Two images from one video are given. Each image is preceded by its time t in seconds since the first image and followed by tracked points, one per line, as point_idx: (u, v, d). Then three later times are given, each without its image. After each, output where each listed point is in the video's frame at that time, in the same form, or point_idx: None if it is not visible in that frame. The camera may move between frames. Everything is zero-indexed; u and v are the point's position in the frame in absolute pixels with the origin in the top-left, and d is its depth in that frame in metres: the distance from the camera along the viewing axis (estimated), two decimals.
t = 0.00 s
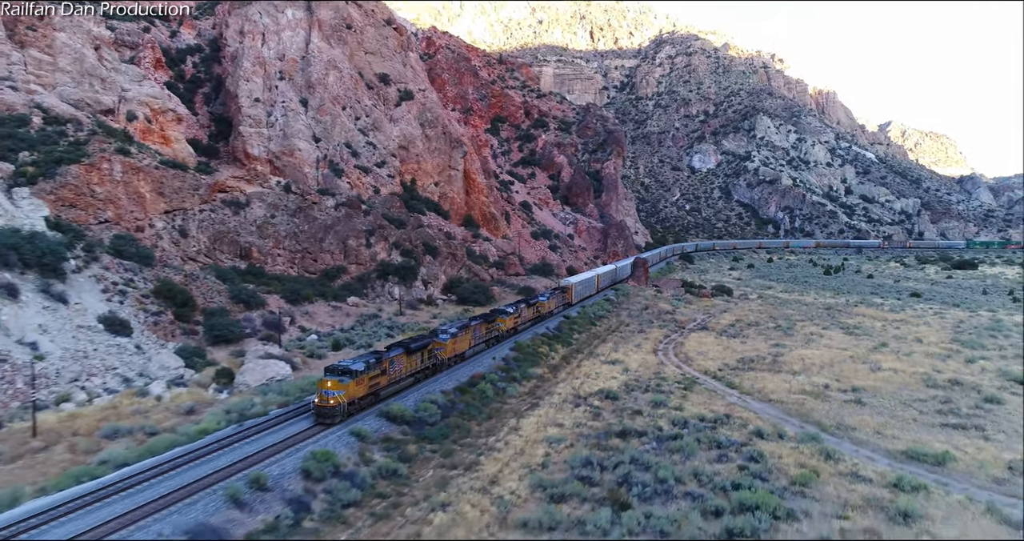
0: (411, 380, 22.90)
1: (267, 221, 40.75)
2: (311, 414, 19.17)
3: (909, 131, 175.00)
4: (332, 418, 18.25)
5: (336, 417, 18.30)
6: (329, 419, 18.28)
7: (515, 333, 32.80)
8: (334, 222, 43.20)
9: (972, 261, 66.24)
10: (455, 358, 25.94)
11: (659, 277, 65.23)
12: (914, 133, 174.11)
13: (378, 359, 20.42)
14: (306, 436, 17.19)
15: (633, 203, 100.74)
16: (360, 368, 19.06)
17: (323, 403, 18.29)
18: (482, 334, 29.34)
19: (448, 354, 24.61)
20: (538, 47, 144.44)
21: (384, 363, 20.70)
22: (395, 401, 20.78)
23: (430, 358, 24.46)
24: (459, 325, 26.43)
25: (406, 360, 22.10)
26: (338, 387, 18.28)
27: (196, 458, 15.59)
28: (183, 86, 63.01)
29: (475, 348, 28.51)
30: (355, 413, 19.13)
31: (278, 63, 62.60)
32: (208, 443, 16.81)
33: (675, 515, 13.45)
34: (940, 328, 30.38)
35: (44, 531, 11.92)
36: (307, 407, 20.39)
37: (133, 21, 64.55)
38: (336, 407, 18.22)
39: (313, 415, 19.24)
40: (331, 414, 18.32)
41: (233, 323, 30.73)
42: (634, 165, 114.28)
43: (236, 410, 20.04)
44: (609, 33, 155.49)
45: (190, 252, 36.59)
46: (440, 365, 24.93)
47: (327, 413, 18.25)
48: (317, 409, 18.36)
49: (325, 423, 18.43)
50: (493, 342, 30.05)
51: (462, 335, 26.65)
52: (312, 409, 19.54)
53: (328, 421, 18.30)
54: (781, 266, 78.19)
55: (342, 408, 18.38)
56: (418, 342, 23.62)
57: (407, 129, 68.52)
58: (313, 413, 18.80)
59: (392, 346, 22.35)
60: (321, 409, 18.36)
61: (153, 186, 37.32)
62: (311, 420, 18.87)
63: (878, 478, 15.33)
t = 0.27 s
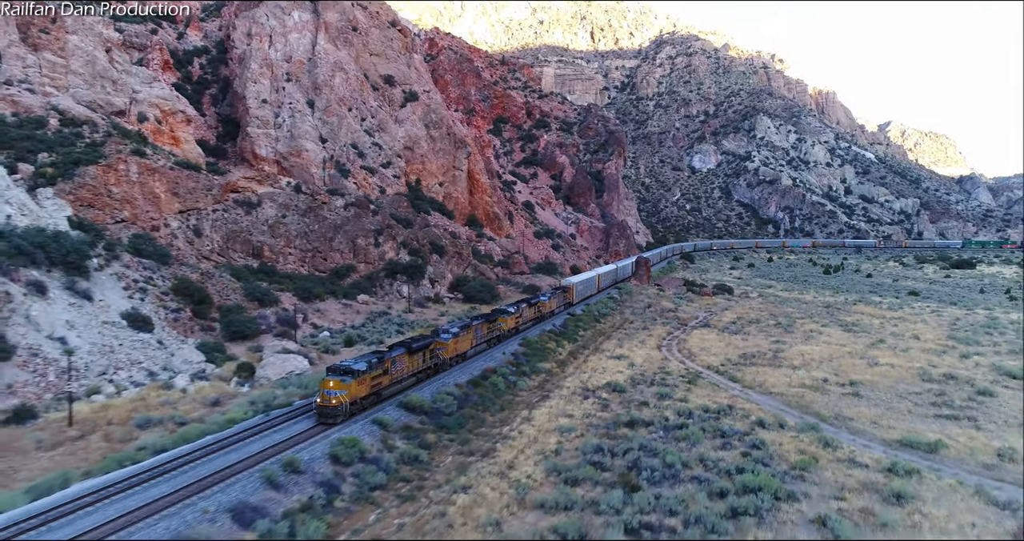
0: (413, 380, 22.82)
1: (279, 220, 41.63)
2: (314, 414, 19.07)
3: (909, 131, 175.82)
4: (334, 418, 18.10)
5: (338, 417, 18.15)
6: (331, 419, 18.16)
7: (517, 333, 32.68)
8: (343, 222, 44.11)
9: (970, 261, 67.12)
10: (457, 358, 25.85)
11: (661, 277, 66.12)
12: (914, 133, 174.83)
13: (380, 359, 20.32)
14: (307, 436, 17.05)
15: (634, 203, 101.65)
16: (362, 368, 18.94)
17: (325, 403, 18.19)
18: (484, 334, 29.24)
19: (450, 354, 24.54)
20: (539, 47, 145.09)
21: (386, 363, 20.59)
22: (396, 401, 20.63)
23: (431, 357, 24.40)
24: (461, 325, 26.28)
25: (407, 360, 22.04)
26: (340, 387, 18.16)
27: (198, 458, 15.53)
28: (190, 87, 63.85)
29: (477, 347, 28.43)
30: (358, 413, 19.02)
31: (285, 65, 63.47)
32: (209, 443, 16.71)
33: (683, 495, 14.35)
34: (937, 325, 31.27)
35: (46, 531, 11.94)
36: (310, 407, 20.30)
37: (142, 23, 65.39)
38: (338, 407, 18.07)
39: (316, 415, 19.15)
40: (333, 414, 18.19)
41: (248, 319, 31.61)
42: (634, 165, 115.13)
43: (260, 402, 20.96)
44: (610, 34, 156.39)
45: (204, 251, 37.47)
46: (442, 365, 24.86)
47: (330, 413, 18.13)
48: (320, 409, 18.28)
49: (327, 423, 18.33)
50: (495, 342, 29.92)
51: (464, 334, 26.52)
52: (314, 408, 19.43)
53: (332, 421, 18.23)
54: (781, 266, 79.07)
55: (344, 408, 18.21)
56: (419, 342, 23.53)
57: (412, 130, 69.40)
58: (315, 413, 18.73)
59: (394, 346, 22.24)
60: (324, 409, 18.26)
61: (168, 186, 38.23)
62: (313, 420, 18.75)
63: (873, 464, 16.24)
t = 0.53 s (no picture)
0: (415, 380, 22.96)
1: (289, 221, 42.52)
2: (316, 414, 19.33)
3: (908, 131, 176.68)
4: (336, 418, 18.36)
5: (339, 417, 18.40)
6: (333, 419, 18.41)
7: (518, 333, 32.81)
8: (352, 222, 45.04)
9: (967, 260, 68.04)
10: (458, 358, 25.96)
11: (663, 276, 67.05)
12: (913, 133, 175.71)
13: (382, 359, 20.55)
14: (307, 439, 17.00)
15: (635, 203, 102.57)
16: (364, 368, 19.20)
17: (327, 403, 18.45)
18: (485, 334, 29.35)
19: (451, 355, 24.66)
20: (539, 48, 145.80)
21: (387, 363, 20.78)
22: (398, 401, 20.85)
23: (433, 358, 24.55)
24: (462, 324, 26.42)
25: (409, 360, 22.20)
26: (342, 388, 18.44)
27: (197, 459, 15.54)
28: (197, 89, 64.74)
29: (478, 348, 28.55)
30: (359, 413, 19.25)
31: (291, 67, 64.36)
32: (208, 443, 16.69)
33: (689, 479, 15.29)
34: (933, 322, 32.17)
35: (47, 532, 12.05)
36: (313, 406, 20.58)
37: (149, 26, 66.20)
38: (339, 407, 18.33)
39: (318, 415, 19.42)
40: (335, 414, 18.44)
41: (263, 317, 32.52)
42: (635, 166, 116.00)
43: (282, 395, 21.87)
44: (610, 35, 157.39)
45: (217, 250, 38.35)
46: (443, 365, 25.02)
47: (331, 413, 18.39)
48: (322, 409, 18.54)
49: (329, 423, 18.60)
50: (497, 342, 30.02)
51: (465, 334, 26.66)
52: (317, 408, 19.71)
53: (332, 421, 18.46)
54: (781, 266, 79.96)
55: (346, 408, 18.48)
56: (421, 342, 23.69)
57: (417, 131, 70.27)
58: (317, 413, 18.96)
59: (395, 346, 22.45)
60: (326, 409, 18.54)
61: (183, 187, 39.13)
62: (315, 421, 19.01)
63: (869, 451, 17.04)
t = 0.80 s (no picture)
0: (416, 380, 22.86)
1: (300, 220, 43.40)
2: (318, 414, 19.31)
3: (908, 131, 177.58)
4: (338, 417, 18.32)
5: (341, 416, 18.37)
6: (335, 418, 18.39)
7: (520, 333, 32.66)
8: (361, 222, 45.95)
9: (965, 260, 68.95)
10: (460, 358, 25.85)
11: (664, 275, 67.97)
12: (913, 133, 176.62)
13: (384, 359, 20.51)
14: (305, 439, 16.89)
15: (637, 203, 103.49)
16: (366, 367, 19.19)
17: (329, 403, 18.43)
18: (487, 334, 29.17)
19: (453, 354, 24.55)
20: (540, 48, 146.58)
21: (390, 363, 20.74)
22: (401, 401, 20.79)
23: (435, 357, 24.39)
24: (464, 324, 26.25)
25: (411, 360, 22.11)
26: (344, 387, 18.44)
27: (194, 463, 15.53)
28: (205, 90, 65.64)
29: (480, 347, 28.39)
30: (362, 412, 19.22)
31: (298, 69, 65.27)
32: (206, 446, 16.65)
33: (695, 463, 16.21)
34: (929, 320, 33.10)
35: (45, 532, 12.14)
36: (314, 406, 20.55)
37: (157, 28, 67.06)
38: (341, 407, 18.33)
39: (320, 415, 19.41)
40: (337, 413, 18.41)
41: (278, 313, 33.44)
42: (635, 166, 116.89)
43: (302, 388, 22.73)
44: (610, 35, 158.32)
45: (230, 249, 39.24)
46: (445, 364, 24.87)
47: (333, 413, 18.37)
48: (323, 409, 18.51)
49: (331, 423, 18.58)
50: (498, 342, 29.84)
51: (467, 334, 26.50)
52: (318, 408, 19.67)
53: (334, 421, 18.43)
54: (781, 265, 80.83)
55: (348, 408, 18.48)
56: (423, 342, 23.56)
57: (421, 132, 71.20)
58: (319, 413, 18.94)
59: (398, 346, 22.36)
60: (327, 409, 18.51)
61: (196, 188, 40.00)
62: (317, 420, 18.98)
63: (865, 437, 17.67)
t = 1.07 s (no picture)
0: (418, 380, 22.77)
1: (310, 220, 44.30)
2: (319, 414, 19.29)
3: (907, 131, 178.46)
4: (339, 417, 18.29)
5: (343, 416, 18.35)
6: (337, 418, 18.35)
7: (521, 332, 32.55)
8: (369, 222, 46.87)
9: (963, 259, 69.90)
10: (461, 358, 25.74)
11: (666, 274, 68.92)
12: (912, 133, 177.52)
13: (385, 358, 20.46)
14: (306, 439, 16.89)
15: (638, 203, 104.39)
16: (367, 367, 19.17)
17: (330, 403, 18.39)
18: (488, 334, 29.06)
19: (454, 354, 24.45)
20: (540, 49, 147.36)
21: (391, 363, 20.69)
22: (403, 400, 20.75)
23: (437, 357, 24.28)
24: (465, 324, 26.13)
25: (412, 360, 22.03)
26: (345, 387, 18.43)
27: (195, 461, 15.46)
28: (212, 92, 66.54)
29: (482, 347, 28.27)
30: (363, 412, 19.18)
31: (304, 71, 66.15)
32: (204, 446, 16.59)
33: (700, 449, 17.15)
34: (926, 317, 34.01)
35: (47, 531, 11.98)
36: (315, 406, 20.52)
37: (164, 30, 67.89)
38: (343, 406, 18.31)
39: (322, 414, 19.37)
40: (338, 413, 18.38)
41: (291, 311, 34.35)
42: (636, 166, 117.77)
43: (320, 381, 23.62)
44: (611, 36, 159.24)
45: (242, 249, 40.15)
46: (447, 364, 24.76)
47: (334, 413, 18.34)
48: (325, 408, 18.48)
49: (333, 422, 18.52)
50: (500, 342, 29.72)
51: (468, 334, 26.38)
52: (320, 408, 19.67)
53: (336, 420, 18.36)
54: (781, 264, 81.74)
55: (350, 407, 18.46)
56: (425, 341, 23.47)
57: (426, 133, 72.10)
58: (320, 413, 18.89)
59: (399, 345, 22.31)
60: (329, 409, 18.48)
61: (209, 188, 40.90)
62: (318, 420, 18.97)
63: (861, 427, 18.38)
